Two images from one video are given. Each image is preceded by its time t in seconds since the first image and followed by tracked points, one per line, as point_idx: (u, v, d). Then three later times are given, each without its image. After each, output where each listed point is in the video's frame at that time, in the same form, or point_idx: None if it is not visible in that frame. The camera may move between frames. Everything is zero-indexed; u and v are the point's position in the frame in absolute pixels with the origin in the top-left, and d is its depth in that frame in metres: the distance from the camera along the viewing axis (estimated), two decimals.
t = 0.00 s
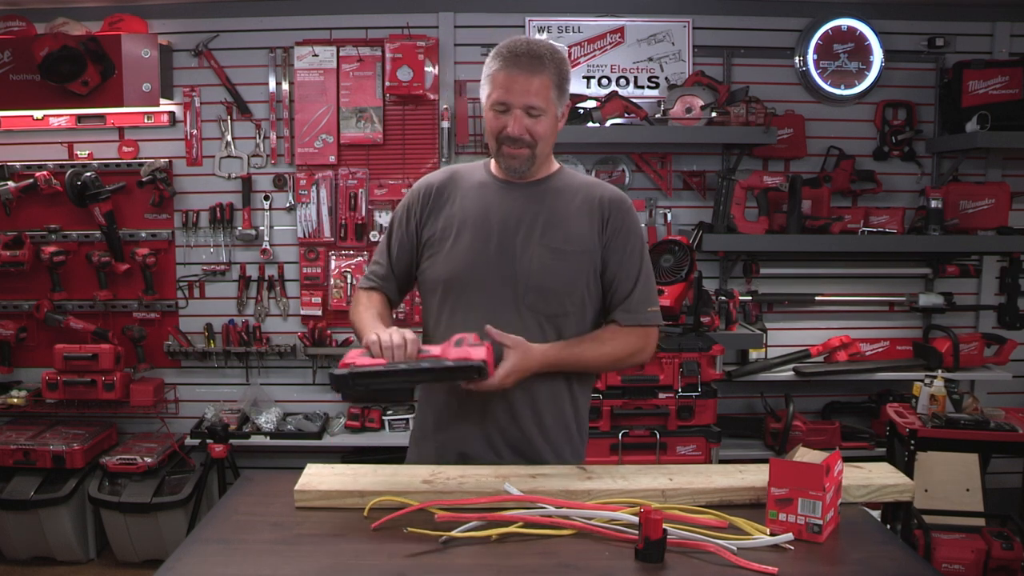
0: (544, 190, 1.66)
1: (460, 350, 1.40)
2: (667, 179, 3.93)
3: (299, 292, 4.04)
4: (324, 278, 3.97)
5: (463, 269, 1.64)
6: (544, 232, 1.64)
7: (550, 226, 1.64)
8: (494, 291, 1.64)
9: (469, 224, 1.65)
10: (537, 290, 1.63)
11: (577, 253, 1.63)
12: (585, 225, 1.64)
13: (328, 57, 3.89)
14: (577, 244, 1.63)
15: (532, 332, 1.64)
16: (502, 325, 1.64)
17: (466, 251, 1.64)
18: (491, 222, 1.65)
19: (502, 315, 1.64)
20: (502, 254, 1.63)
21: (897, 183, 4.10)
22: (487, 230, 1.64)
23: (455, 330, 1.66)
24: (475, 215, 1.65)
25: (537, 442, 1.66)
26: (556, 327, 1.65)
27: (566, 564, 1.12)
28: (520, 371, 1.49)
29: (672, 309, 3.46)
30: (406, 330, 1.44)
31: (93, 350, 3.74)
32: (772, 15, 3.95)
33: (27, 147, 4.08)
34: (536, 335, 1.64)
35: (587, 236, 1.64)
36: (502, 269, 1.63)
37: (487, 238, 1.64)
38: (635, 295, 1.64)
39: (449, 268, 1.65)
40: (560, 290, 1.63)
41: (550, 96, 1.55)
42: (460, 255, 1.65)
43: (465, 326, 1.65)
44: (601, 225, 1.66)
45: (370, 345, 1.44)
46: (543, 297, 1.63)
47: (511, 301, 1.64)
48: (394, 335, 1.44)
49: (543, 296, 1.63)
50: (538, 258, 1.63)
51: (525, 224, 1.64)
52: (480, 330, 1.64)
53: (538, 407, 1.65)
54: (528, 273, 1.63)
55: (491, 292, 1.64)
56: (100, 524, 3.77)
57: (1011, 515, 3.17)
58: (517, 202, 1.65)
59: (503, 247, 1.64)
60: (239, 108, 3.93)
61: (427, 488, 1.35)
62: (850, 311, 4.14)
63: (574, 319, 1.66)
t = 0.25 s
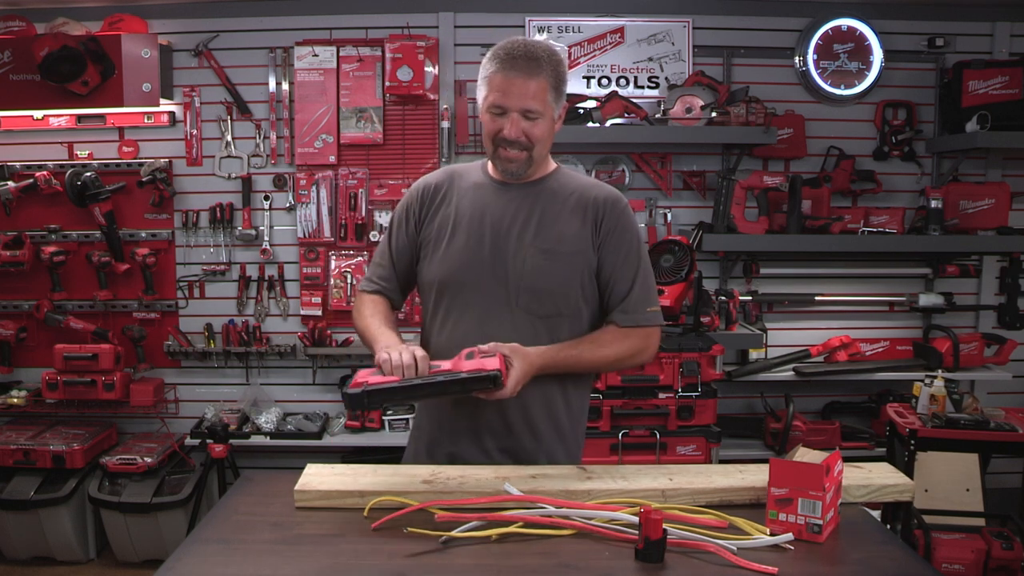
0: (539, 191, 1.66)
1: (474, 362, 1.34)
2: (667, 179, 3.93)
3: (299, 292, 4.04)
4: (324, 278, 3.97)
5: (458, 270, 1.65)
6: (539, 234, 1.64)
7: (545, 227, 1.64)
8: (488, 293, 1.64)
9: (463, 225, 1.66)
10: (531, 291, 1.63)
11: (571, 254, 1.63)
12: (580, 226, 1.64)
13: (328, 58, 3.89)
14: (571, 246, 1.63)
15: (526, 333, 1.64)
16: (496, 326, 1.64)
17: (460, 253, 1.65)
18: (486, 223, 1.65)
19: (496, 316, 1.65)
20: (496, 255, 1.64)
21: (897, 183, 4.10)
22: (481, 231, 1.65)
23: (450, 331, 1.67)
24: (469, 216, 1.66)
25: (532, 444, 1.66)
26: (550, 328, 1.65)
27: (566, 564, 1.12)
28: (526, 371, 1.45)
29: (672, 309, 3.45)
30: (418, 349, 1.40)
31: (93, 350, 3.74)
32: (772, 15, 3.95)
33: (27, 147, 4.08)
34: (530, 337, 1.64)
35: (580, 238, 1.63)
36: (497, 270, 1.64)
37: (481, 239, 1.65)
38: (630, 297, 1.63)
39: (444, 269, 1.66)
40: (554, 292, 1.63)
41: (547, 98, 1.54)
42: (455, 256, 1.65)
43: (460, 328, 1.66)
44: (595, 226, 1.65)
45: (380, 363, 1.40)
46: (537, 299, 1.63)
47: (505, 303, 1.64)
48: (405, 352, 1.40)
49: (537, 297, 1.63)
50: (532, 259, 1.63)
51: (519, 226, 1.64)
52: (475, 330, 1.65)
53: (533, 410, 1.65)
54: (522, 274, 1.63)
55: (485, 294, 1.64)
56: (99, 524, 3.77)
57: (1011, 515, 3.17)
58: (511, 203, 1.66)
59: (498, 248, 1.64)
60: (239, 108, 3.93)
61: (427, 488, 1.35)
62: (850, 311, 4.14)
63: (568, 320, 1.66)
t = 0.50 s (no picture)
0: (536, 191, 1.66)
1: (482, 370, 1.34)
2: (667, 179, 3.94)
3: (299, 292, 4.04)
4: (324, 278, 3.97)
5: (456, 270, 1.65)
6: (537, 235, 1.64)
7: (542, 228, 1.64)
8: (486, 293, 1.64)
9: (462, 225, 1.66)
10: (528, 291, 1.63)
11: (569, 255, 1.63)
12: (578, 227, 1.64)
13: (328, 57, 3.88)
14: (569, 247, 1.63)
15: (523, 334, 1.65)
16: (493, 327, 1.65)
17: (459, 253, 1.65)
18: (484, 224, 1.65)
19: (493, 317, 1.65)
20: (495, 255, 1.64)
21: (897, 183, 4.10)
22: (480, 231, 1.65)
23: (448, 331, 1.67)
24: (468, 216, 1.66)
25: (530, 446, 1.66)
26: (548, 329, 1.65)
27: (566, 564, 1.12)
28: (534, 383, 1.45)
29: (672, 309, 3.45)
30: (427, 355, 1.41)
31: (93, 350, 3.74)
32: (772, 15, 3.95)
33: (28, 147, 4.08)
34: (527, 338, 1.65)
35: (579, 239, 1.64)
36: (495, 270, 1.64)
37: (478, 239, 1.65)
38: (630, 298, 1.62)
39: (442, 268, 1.66)
40: (551, 292, 1.63)
41: (545, 99, 1.54)
42: (452, 257, 1.65)
43: (458, 328, 1.66)
44: (594, 228, 1.65)
45: (387, 367, 1.39)
46: (535, 299, 1.63)
47: (503, 303, 1.64)
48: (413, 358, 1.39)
49: (534, 298, 1.63)
50: (529, 259, 1.62)
51: (517, 226, 1.64)
52: (472, 330, 1.65)
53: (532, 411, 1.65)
54: (520, 275, 1.63)
55: (483, 294, 1.65)
56: (99, 524, 3.76)
57: (1011, 515, 3.17)
58: (510, 203, 1.66)
59: (495, 249, 1.64)
60: (239, 108, 3.93)
61: (427, 488, 1.35)
62: (850, 311, 4.13)
63: (566, 321, 1.66)
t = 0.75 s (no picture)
0: (538, 190, 1.66)
1: (476, 370, 1.34)
2: (667, 179, 3.94)
3: (299, 292, 4.04)
4: (324, 278, 3.97)
5: (458, 270, 1.65)
6: (540, 235, 1.64)
7: (546, 227, 1.64)
8: (490, 292, 1.64)
9: (465, 224, 1.65)
10: (532, 291, 1.63)
11: (573, 255, 1.64)
12: (581, 227, 1.65)
13: (328, 58, 3.88)
14: (574, 246, 1.64)
15: (526, 333, 1.64)
16: (496, 327, 1.64)
17: (462, 252, 1.64)
18: (486, 224, 1.65)
19: (496, 317, 1.64)
20: (498, 255, 1.64)
21: (897, 183, 4.10)
22: (482, 231, 1.65)
23: (449, 332, 1.67)
24: (471, 215, 1.65)
25: (533, 445, 1.66)
26: (551, 329, 1.65)
27: (566, 564, 1.12)
28: (552, 390, 1.43)
29: (672, 309, 3.45)
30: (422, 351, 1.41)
31: (93, 350, 3.74)
32: (772, 15, 3.95)
33: (28, 147, 4.08)
34: (531, 338, 1.64)
35: (584, 238, 1.65)
36: (498, 270, 1.64)
37: (481, 239, 1.64)
38: (637, 300, 1.66)
39: (445, 268, 1.66)
40: (554, 292, 1.64)
41: (547, 91, 1.56)
42: (455, 257, 1.65)
43: (460, 329, 1.66)
44: (597, 228, 1.67)
45: (382, 364, 1.39)
46: (539, 299, 1.63)
47: (506, 303, 1.64)
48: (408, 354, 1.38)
49: (538, 298, 1.63)
50: (533, 259, 1.63)
51: (520, 226, 1.64)
52: (475, 331, 1.65)
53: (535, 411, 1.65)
54: (524, 274, 1.63)
55: (486, 295, 1.64)
56: (99, 524, 3.76)
57: (1011, 515, 3.17)
58: (514, 203, 1.66)
59: (498, 248, 1.64)
60: (239, 108, 3.93)
61: (427, 489, 1.35)
62: (850, 311, 4.13)
63: (569, 321, 1.67)
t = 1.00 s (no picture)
0: (541, 189, 1.67)
1: (451, 376, 1.33)
2: (667, 179, 3.94)
3: (299, 292, 4.04)
4: (324, 278, 3.97)
5: (462, 271, 1.63)
6: (544, 234, 1.64)
7: (550, 227, 1.65)
8: (494, 292, 1.63)
9: (469, 223, 1.65)
10: (537, 290, 1.63)
11: (578, 254, 1.65)
12: (585, 226, 1.67)
13: (328, 58, 3.88)
14: (579, 245, 1.66)
15: (530, 333, 1.64)
16: (501, 327, 1.63)
17: (465, 251, 1.64)
18: (490, 223, 1.64)
19: (500, 317, 1.63)
20: (502, 255, 1.63)
21: (897, 183, 4.10)
22: (486, 231, 1.64)
23: (451, 333, 1.65)
24: (474, 214, 1.65)
25: (537, 444, 1.67)
26: (555, 328, 1.65)
27: (567, 564, 1.12)
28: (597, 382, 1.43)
29: (672, 309, 3.45)
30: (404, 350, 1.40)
31: (93, 350, 3.74)
32: (772, 15, 3.95)
33: (28, 147, 4.08)
34: (536, 338, 1.64)
35: (589, 237, 1.67)
36: (502, 270, 1.63)
37: (485, 239, 1.64)
38: (646, 299, 1.73)
39: (447, 269, 1.64)
40: (559, 291, 1.64)
41: (549, 83, 1.59)
42: (458, 257, 1.64)
43: (463, 330, 1.64)
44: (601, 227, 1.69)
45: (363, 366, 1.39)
46: (544, 298, 1.63)
47: (510, 303, 1.63)
48: (388, 357, 1.38)
49: (543, 297, 1.63)
50: (537, 258, 1.63)
51: (524, 225, 1.64)
52: (479, 332, 1.63)
53: (540, 411, 1.66)
54: (528, 274, 1.63)
55: (490, 295, 1.63)
56: (99, 524, 3.76)
57: (1011, 515, 3.17)
58: (517, 202, 1.66)
59: (503, 248, 1.63)
60: (239, 108, 3.93)
61: (427, 489, 1.35)
62: (850, 311, 4.13)
63: (573, 320, 1.67)
